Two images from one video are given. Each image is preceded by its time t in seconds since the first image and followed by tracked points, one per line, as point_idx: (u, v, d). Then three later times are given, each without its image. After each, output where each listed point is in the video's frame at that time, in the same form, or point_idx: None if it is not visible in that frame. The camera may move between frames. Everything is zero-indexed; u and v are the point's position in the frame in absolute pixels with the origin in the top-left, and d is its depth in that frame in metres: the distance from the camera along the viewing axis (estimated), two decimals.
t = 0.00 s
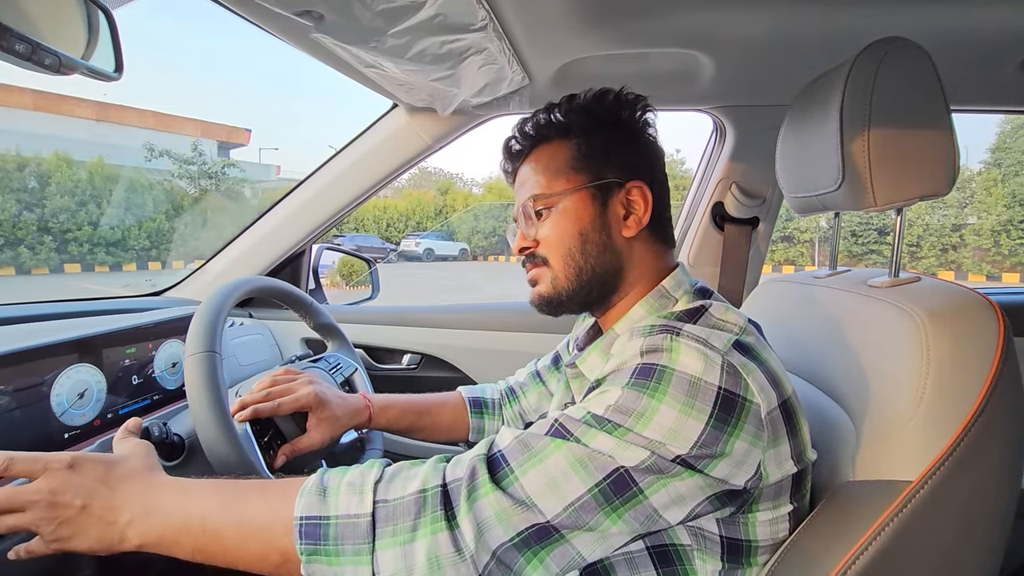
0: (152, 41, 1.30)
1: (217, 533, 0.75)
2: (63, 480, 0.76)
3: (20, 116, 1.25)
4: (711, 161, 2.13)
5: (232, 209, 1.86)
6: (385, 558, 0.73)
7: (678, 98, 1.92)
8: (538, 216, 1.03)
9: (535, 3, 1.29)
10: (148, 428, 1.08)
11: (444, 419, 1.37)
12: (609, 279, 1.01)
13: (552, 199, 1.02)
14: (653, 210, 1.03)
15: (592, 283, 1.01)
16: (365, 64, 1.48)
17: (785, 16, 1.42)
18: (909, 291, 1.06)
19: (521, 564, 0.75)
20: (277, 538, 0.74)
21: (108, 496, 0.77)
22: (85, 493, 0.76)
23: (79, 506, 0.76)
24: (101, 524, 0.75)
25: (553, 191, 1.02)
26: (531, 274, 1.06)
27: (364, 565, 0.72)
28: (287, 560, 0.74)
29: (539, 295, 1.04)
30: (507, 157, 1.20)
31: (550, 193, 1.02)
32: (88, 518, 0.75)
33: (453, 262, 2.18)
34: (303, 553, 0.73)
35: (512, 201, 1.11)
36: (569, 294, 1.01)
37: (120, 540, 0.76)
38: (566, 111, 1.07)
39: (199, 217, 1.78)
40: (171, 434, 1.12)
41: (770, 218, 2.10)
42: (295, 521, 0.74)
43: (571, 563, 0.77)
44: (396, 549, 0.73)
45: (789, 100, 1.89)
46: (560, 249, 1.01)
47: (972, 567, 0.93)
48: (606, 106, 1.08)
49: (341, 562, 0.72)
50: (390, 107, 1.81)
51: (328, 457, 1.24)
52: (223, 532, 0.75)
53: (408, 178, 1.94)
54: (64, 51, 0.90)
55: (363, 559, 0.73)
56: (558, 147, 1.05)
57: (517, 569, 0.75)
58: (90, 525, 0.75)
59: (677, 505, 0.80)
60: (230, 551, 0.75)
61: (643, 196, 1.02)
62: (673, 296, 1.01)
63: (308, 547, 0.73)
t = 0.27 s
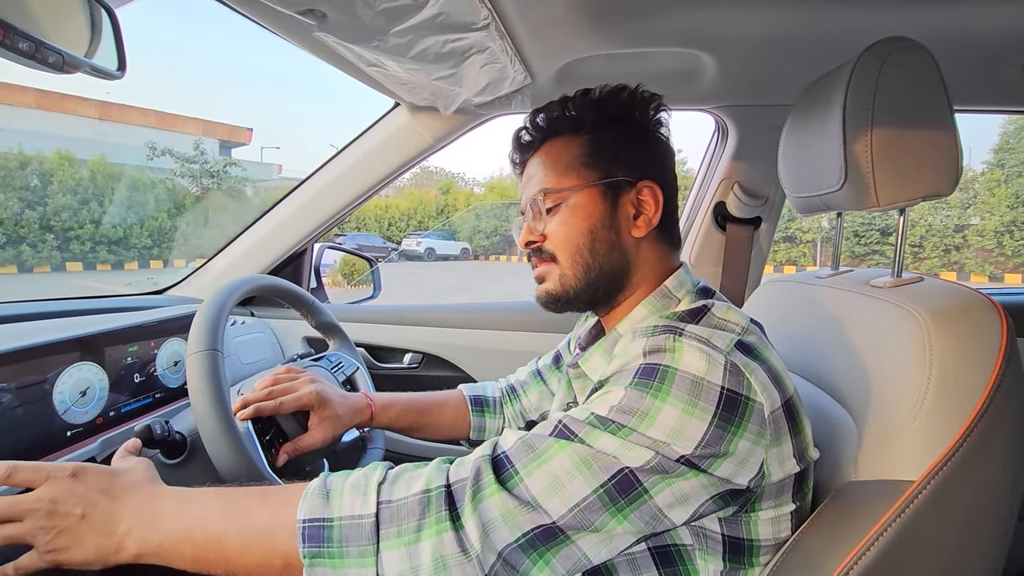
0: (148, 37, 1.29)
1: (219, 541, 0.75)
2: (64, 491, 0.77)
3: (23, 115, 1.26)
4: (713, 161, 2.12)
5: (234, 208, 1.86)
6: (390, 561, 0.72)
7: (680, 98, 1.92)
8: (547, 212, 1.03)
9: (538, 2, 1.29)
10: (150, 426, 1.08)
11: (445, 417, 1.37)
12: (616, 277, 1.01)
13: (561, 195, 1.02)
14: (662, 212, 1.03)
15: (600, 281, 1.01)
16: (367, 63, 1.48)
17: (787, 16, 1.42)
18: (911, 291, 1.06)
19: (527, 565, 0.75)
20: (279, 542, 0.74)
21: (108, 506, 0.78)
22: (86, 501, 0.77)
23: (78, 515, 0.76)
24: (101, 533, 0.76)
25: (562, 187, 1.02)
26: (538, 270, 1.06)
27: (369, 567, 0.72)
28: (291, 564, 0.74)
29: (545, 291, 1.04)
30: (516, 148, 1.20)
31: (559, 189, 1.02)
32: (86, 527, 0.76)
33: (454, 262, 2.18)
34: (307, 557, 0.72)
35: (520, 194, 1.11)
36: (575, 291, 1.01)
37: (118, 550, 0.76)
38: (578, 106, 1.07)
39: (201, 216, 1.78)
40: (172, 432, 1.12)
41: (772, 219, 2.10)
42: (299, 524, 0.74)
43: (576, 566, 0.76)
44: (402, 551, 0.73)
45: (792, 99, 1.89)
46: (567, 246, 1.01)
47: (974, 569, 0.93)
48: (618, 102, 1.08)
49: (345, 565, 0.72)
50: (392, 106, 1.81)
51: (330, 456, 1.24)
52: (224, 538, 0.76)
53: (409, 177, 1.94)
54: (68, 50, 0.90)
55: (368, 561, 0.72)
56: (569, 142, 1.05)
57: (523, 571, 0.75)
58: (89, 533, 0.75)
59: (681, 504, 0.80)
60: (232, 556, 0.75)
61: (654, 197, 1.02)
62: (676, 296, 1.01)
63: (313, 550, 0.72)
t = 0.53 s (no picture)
0: (162, 43, 1.31)
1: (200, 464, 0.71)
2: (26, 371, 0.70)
3: (28, 115, 1.26)
4: (716, 161, 2.12)
5: (236, 209, 1.86)
6: (393, 533, 0.69)
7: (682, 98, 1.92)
8: (558, 222, 1.01)
9: (541, 2, 1.29)
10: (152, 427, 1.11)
11: (449, 412, 1.37)
12: (630, 290, 1.02)
13: (574, 206, 1.00)
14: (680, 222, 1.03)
15: (613, 296, 1.01)
16: (370, 63, 1.48)
17: (791, 15, 1.42)
18: (915, 292, 1.06)
19: (535, 561, 0.75)
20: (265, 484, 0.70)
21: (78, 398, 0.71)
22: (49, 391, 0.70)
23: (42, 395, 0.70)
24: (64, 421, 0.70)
25: (576, 197, 1.00)
26: (544, 280, 1.05)
27: (369, 537, 0.70)
28: (278, 512, 0.70)
29: (553, 302, 1.04)
30: (516, 138, 1.16)
31: (572, 199, 1.00)
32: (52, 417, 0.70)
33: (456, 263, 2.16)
34: (302, 512, 0.69)
35: (526, 196, 1.08)
36: (587, 305, 1.01)
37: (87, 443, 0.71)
38: (590, 104, 1.04)
39: (203, 217, 1.79)
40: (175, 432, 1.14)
41: (775, 219, 2.10)
42: (299, 475, 0.70)
43: (584, 566, 0.76)
44: (407, 526, 0.70)
45: (794, 99, 1.89)
46: (580, 259, 1.00)
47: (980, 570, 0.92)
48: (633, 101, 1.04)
49: (344, 530, 0.69)
50: (394, 106, 1.81)
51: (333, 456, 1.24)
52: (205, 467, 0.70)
53: (412, 177, 1.93)
54: (72, 49, 0.90)
55: (369, 531, 0.70)
56: (581, 145, 1.03)
57: (531, 566, 0.75)
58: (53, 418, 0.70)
59: (699, 521, 0.79)
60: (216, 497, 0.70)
61: (671, 208, 1.02)
62: (696, 305, 1.02)
63: (309, 506, 0.69)
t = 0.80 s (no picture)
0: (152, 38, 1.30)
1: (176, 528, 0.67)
2: None
3: (37, 116, 1.29)
4: (721, 161, 2.12)
5: (243, 209, 1.87)
6: None
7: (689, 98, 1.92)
8: (563, 232, 1.00)
9: (547, 3, 1.30)
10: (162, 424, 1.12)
11: (455, 408, 1.38)
12: (635, 305, 1.01)
13: (581, 217, 0.99)
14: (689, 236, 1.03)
15: (617, 310, 1.00)
16: (376, 64, 1.49)
17: (797, 15, 1.41)
18: (921, 292, 1.06)
19: None
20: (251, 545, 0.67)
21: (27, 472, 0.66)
22: None
23: None
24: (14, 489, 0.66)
25: (583, 208, 0.99)
26: (545, 288, 1.04)
27: None
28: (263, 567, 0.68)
29: (554, 311, 1.03)
30: (517, 135, 1.10)
31: (579, 210, 0.99)
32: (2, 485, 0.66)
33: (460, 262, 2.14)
34: (295, 566, 0.68)
35: (529, 202, 1.05)
36: (589, 317, 1.01)
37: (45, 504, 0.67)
38: (600, 108, 1.00)
39: (210, 217, 1.80)
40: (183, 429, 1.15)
41: (781, 219, 2.09)
42: (288, 528, 0.68)
43: None
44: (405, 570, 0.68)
45: (801, 99, 1.88)
46: (584, 272, 1.00)
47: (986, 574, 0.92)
48: (645, 106, 1.02)
49: None
50: (401, 107, 1.82)
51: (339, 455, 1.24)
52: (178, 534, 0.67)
53: (417, 178, 1.94)
54: (85, 51, 0.91)
55: None
56: (591, 152, 1.00)
57: None
58: None
59: (703, 544, 0.79)
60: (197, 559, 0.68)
61: (681, 221, 1.01)
62: (699, 314, 1.02)
63: (302, 559, 0.68)
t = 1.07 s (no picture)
0: (186, 48, 1.33)
1: None
2: None
3: (54, 119, 1.31)
4: (733, 162, 2.12)
5: (255, 210, 1.89)
6: None
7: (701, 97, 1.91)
8: (555, 231, 0.98)
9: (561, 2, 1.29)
10: (179, 420, 1.12)
11: (465, 409, 1.39)
12: (627, 306, 0.98)
13: (571, 216, 0.97)
14: (683, 234, 0.99)
15: (609, 310, 0.98)
16: (390, 64, 1.50)
17: (813, 14, 1.40)
18: (939, 292, 1.04)
19: None
20: None
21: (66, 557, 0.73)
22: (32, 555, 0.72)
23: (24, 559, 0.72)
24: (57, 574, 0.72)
25: (574, 207, 0.97)
26: (541, 288, 1.03)
27: None
28: None
29: (549, 311, 1.02)
30: (514, 139, 1.11)
31: (569, 209, 0.97)
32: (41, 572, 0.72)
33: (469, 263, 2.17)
34: None
35: (523, 202, 1.04)
36: (582, 317, 0.98)
37: None
38: (591, 111, 0.99)
39: (222, 217, 1.81)
40: (200, 426, 1.15)
41: (795, 219, 2.06)
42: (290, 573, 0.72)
43: None
44: None
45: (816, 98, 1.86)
46: (576, 272, 0.97)
47: None
48: (635, 108, 1.00)
49: None
50: (413, 107, 1.83)
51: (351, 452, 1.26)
52: None
53: (426, 179, 1.95)
54: (107, 52, 0.93)
55: None
56: (581, 154, 0.98)
57: None
58: None
59: (691, 557, 0.79)
60: None
61: (673, 219, 0.97)
62: (693, 317, 0.98)
63: None
